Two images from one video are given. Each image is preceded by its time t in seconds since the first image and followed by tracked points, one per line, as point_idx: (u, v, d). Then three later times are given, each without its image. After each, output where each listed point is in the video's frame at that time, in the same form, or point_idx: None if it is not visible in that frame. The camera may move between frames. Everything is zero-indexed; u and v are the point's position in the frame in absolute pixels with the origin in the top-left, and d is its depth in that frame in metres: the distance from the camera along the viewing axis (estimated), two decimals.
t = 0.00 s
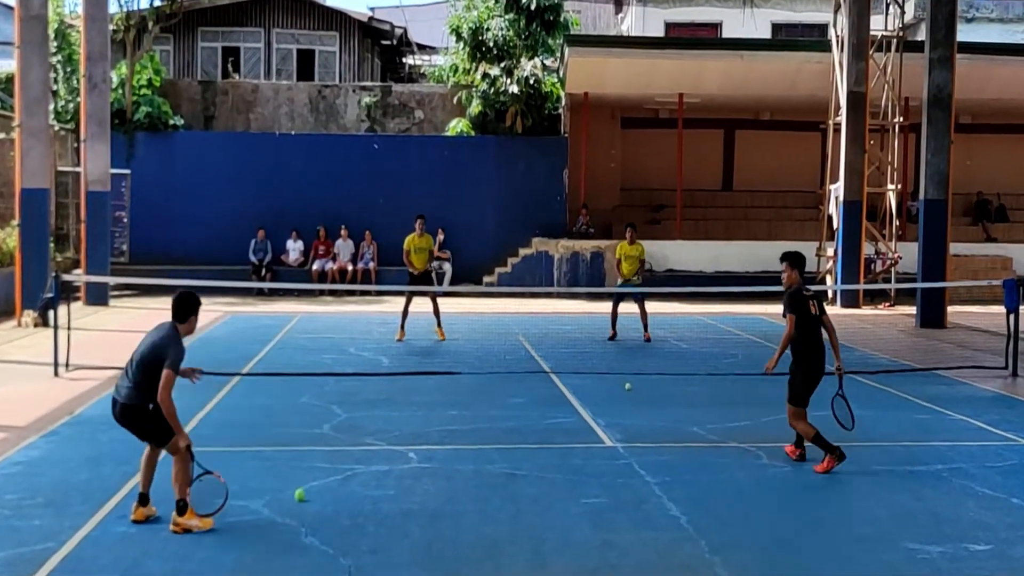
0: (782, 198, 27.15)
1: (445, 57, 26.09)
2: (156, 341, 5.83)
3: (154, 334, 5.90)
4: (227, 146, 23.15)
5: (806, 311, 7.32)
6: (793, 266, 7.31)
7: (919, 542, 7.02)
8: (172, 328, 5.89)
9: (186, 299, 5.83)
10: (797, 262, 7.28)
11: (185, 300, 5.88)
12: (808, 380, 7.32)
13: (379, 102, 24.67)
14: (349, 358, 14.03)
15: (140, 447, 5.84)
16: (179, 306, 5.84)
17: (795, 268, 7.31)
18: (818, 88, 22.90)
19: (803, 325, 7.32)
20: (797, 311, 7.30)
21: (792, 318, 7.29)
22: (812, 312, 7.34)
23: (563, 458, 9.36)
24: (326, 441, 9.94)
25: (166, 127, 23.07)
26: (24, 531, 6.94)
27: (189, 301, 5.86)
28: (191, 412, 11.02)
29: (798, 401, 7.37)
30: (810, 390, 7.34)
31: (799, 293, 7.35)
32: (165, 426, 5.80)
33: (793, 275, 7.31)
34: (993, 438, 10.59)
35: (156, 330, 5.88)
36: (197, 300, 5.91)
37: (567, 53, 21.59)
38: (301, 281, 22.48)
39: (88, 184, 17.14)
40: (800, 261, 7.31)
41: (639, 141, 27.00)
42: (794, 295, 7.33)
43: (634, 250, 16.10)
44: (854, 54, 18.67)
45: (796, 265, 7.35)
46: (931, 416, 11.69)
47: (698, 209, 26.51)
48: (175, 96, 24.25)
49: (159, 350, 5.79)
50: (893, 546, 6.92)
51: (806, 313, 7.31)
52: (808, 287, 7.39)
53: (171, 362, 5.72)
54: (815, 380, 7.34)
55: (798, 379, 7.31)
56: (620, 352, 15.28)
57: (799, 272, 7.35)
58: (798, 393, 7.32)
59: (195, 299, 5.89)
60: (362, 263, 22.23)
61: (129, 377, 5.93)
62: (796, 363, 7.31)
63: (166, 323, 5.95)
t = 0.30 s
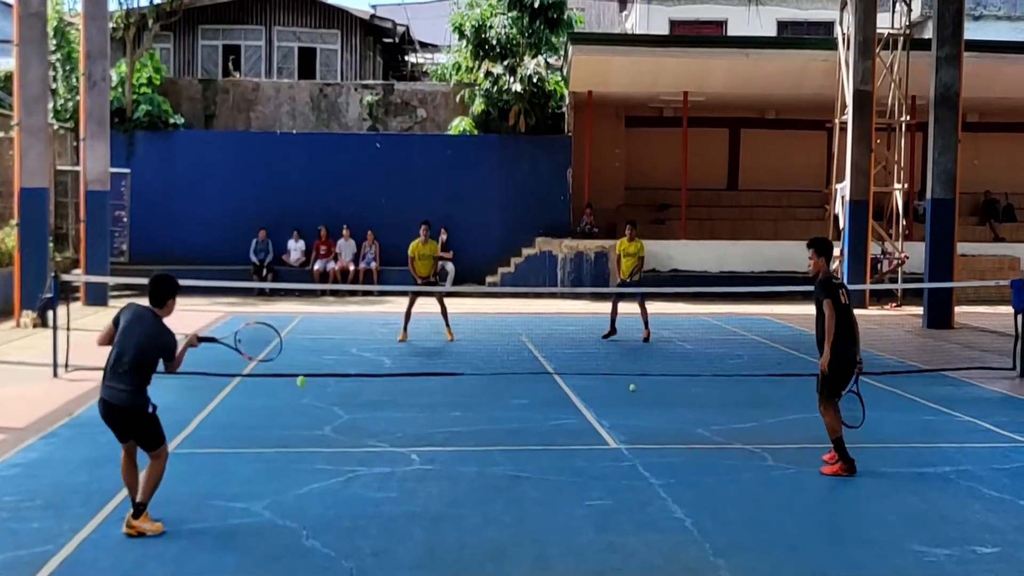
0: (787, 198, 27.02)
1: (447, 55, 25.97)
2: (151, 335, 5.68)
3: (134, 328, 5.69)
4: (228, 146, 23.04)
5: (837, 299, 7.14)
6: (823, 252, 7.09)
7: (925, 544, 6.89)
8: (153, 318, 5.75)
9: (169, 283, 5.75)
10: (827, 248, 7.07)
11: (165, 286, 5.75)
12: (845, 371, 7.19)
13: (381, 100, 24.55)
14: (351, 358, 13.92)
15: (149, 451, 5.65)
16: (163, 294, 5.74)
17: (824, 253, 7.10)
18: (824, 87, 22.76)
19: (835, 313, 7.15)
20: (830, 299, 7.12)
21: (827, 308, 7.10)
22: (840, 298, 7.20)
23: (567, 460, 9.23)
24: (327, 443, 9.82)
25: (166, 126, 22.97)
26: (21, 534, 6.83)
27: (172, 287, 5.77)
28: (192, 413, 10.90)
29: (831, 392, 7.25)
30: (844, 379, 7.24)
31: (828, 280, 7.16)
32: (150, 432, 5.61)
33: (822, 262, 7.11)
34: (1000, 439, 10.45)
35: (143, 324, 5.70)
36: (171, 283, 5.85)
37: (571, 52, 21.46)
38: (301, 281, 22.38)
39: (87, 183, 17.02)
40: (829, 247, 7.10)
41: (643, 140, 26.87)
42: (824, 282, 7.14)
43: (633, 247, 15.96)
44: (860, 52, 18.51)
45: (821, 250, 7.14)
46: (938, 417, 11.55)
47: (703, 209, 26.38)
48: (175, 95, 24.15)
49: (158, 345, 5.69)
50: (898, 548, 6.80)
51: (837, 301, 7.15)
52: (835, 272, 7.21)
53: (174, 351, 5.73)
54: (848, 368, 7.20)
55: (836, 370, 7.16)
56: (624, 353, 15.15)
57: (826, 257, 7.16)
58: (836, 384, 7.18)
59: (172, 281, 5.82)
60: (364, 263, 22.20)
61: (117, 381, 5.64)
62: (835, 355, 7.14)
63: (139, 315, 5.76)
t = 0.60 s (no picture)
0: (792, 198, 26.93)
1: (450, 53, 25.86)
2: (138, 330, 5.58)
3: (116, 322, 5.56)
4: (229, 146, 22.95)
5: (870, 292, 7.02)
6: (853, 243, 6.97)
7: (933, 547, 6.76)
8: (129, 308, 5.62)
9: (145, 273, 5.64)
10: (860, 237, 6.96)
11: (138, 275, 5.61)
12: (879, 365, 7.03)
13: (383, 99, 24.43)
14: (352, 359, 13.80)
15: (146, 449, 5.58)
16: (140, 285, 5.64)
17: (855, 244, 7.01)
18: (830, 85, 22.61)
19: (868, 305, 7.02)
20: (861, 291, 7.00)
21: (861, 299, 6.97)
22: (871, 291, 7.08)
23: (570, 462, 9.10)
24: (329, 444, 9.70)
25: (166, 125, 22.87)
26: (18, 536, 6.71)
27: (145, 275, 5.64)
28: (192, 414, 10.79)
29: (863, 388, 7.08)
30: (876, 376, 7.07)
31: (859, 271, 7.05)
32: (146, 431, 5.53)
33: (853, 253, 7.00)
34: (1008, 441, 10.31)
35: (129, 320, 5.58)
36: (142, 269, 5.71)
37: (574, 50, 21.33)
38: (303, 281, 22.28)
39: (87, 183, 16.88)
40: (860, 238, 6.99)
41: (648, 139, 26.75)
42: (854, 274, 7.03)
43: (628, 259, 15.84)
44: (867, 50, 18.38)
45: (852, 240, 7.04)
46: (945, 419, 11.40)
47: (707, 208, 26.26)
48: (175, 93, 24.02)
49: (146, 339, 5.61)
50: (905, 551, 6.66)
51: (869, 293, 7.04)
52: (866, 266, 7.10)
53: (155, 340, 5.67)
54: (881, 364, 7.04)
55: (870, 364, 7.00)
56: (628, 353, 15.02)
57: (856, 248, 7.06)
58: (869, 378, 7.02)
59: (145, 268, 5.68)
60: (367, 262, 21.99)
61: (106, 380, 5.51)
62: (868, 349, 6.99)
63: (116, 310, 5.62)
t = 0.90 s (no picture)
0: (799, 196, 26.76)
1: (453, 52, 25.74)
2: (108, 324, 5.44)
3: (85, 318, 5.40)
4: (230, 146, 22.83)
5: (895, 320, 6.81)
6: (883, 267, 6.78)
7: (941, 549, 6.62)
8: (97, 302, 5.46)
9: (110, 264, 5.47)
10: (891, 264, 6.71)
11: (103, 267, 5.44)
12: (897, 393, 6.82)
13: (385, 98, 24.30)
14: (354, 360, 13.68)
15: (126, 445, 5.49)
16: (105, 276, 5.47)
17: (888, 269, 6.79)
18: (836, 83, 22.47)
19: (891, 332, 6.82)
20: (885, 316, 6.80)
21: (879, 327, 6.79)
22: (902, 320, 6.83)
23: (574, 463, 8.97)
24: (331, 446, 9.58)
25: (167, 123, 22.74)
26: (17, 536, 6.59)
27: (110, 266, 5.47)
28: (192, 415, 10.67)
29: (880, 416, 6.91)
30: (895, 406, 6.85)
31: (889, 297, 6.84)
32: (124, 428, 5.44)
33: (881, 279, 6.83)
34: (1018, 442, 10.16)
35: (98, 314, 5.42)
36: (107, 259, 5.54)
37: (579, 48, 21.20)
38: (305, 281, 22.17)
39: (86, 183, 16.76)
40: (891, 263, 6.76)
41: (652, 138, 26.60)
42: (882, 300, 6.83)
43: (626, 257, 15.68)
44: (873, 48, 18.23)
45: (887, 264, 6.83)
46: (952, 420, 11.26)
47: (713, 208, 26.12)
48: (175, 91, 23.89)
49: (117, 333, 5.47)
50: (912, 553, 6.53)
51: (895, 321, 6.81)
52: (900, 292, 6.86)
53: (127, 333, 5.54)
54: (898, 393, 6.83)
55: (885, 390, 6.82)
56: (633, 354, 14.88)
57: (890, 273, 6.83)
58: (885, 405, 6.82)
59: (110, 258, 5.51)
60: (368, 263, 21.90)
61: (81, 379, 5.38)
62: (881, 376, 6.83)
63: (83, 304, 5.46)
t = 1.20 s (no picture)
0: (805, 195, 26.63)
1: (456, 50, 25.62)
2: (91, 315, 5.36)
3: (70, 309, 5.31)
4: (231, 145, 22.73)
5: (916, 333, 6.69)
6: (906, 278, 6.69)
7: (947, 551, 6.50)
8: (78, 294, 5.38)
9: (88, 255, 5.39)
10: (911, 275, 6.62)
11: (80, 255, 5.35)
12: (913, 408, 6.69)
13: (387, 96, 24.17)
14: (356, 361, 13.55)
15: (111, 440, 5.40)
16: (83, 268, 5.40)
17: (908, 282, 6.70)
18: (843, 82, 22.34)
19: (911, 345, 6.71)
20: (903, 330, 6.70)
21: (894, 341, 6.73)
22: (924, 335, 6.69)
23: (578, 465, 8.84)
24: (333, 448, 9.44)
25: (167, 122, 22.60)
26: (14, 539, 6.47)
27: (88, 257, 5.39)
28: (192, 417, 10.55)
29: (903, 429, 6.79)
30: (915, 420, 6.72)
31: (910, 310, 6.73)
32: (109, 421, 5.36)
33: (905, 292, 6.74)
34: None
35: (80, 308, 5.34)
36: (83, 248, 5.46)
37: (583, 46, 21.09)
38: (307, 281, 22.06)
39: (86, 182, 16.64)
40: (914, 276, 6.64)
41: (657, 136, 26.48)
42: (903, 313, 6.73)
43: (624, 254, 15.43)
44: (880, 46, 18.09)
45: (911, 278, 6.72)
46: (960, 421, 11.11)
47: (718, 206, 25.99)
48: (176, 89, 23.77)
49: (100, 325, 5.41)
50: (918, 556, 6.41)
51: (917, 334, 6.68)
52: (924, 306, 6.74)
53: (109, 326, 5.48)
54: (917, 407, 6.69)
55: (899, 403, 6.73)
56: (637, 355, 14.76)
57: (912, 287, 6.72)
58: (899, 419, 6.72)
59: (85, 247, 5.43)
60: (371, 262, 21.88)
61: (66, 371, 5.28)
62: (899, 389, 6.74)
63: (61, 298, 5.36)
